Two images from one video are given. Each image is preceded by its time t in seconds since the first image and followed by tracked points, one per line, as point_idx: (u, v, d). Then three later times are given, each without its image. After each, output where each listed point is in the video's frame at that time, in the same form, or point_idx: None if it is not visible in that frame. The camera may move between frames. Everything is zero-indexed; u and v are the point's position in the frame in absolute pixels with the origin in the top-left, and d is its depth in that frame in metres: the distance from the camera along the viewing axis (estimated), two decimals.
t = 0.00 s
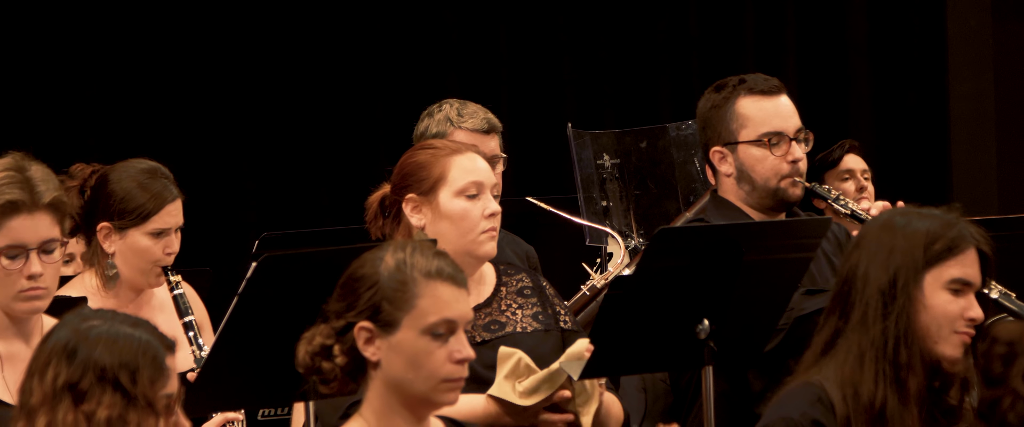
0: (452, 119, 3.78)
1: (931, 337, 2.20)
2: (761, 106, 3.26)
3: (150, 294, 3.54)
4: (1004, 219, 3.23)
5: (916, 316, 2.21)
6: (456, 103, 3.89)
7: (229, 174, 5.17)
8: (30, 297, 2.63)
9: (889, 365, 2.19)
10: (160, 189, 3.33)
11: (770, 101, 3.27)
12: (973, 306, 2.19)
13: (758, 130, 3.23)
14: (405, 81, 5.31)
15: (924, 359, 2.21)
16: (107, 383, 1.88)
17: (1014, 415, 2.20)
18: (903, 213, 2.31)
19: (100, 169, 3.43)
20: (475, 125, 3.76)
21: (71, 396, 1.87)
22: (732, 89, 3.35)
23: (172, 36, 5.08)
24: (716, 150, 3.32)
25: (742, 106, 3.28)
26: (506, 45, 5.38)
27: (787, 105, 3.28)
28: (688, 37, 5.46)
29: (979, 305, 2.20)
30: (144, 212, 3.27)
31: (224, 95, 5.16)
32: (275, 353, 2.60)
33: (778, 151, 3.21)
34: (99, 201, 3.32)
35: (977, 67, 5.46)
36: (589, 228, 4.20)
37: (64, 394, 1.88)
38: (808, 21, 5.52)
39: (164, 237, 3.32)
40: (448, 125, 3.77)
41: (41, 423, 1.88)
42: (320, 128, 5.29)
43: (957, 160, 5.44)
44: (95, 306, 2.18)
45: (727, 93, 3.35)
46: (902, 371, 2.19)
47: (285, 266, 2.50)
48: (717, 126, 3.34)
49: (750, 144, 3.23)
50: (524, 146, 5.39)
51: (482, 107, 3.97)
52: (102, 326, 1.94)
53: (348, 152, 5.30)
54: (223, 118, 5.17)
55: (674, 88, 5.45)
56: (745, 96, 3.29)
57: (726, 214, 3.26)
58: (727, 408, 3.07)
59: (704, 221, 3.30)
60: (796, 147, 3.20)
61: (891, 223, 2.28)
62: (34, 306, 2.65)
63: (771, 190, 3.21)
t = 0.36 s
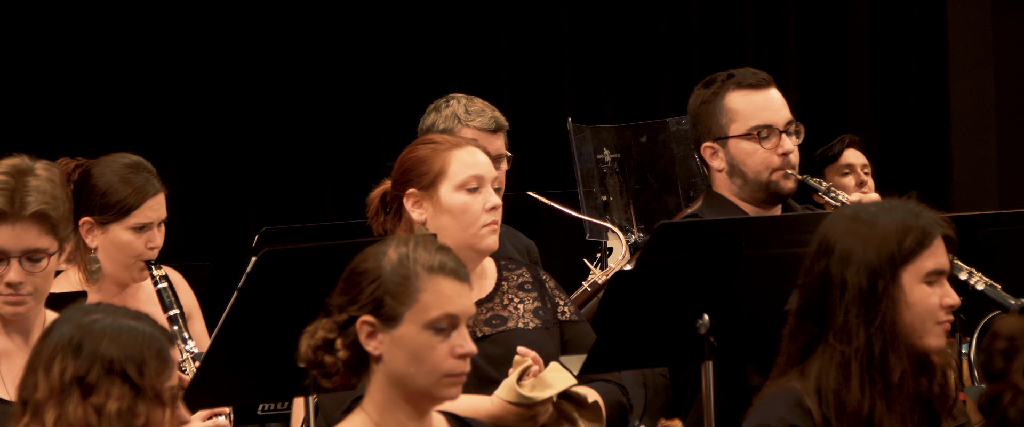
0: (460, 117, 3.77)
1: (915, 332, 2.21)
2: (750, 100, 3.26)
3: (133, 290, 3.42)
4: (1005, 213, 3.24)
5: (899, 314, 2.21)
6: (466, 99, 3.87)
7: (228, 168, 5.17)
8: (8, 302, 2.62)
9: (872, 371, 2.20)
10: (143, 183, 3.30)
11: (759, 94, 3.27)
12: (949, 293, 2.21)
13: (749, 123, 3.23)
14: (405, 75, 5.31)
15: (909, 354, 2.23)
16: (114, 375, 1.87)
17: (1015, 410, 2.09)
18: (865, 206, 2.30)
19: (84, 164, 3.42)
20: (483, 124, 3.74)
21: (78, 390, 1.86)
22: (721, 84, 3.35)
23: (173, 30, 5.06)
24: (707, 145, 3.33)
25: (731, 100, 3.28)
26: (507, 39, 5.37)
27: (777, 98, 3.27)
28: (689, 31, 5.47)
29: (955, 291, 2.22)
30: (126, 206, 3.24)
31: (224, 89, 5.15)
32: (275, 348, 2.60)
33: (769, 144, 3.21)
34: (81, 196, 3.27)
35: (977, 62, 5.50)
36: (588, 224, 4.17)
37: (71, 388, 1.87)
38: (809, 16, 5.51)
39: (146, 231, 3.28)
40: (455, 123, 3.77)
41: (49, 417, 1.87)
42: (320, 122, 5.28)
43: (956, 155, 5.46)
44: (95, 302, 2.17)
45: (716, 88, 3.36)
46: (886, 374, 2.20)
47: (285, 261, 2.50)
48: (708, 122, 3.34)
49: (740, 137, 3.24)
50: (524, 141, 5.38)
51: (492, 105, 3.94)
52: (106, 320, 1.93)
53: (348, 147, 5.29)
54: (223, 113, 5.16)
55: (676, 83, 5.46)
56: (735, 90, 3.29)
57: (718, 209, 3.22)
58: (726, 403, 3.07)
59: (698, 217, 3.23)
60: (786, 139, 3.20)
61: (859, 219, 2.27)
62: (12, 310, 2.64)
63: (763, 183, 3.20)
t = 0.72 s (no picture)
0: (481, 112, 3.75)
1: (918, 333, 2.20)
2: (742, 100, 3.25)
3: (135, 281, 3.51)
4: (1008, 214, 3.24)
5: (897, 315, 2.21)
6: (485, 97, 3.85)
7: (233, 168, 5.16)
8: (6, 306, 2.63)
9: (869, 372, 2.19)
10: (137, 175, 3.35)
11: (751, 94, 3.26)
12: (953, 293, 2.20)
13: (741, 123, 3.22)
14: (409, 75, 5.31)
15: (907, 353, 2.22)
16: (118, 375, 1.87)
17: (1018, 411, 2.08)
18: (873, 203, 2.30)
19: (78, 158, 3.45)
20: (506, 122, 3.75)
21: (82, 390, 1.87)
22: (713, 85, 3.35)
23: (176, 28, 5.05)
24: (702, 147, 3.33)
25: (723, 102, 3.28)
26: (513, 37, 5.38)
27: (770, 97, 3.26)
28: (693, 30, 5.48)
29: (958, 291, 2.21)
30: (120, 199, 3.28)
31: (228, 87, 5.15)
32: (278, 347, 2.60)
33: (761, 143, 3.19)
34: (75, 188, 3.32)
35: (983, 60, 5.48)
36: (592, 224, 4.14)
37: (76, 388, 1.87)
38: (813, 15, 5.51)
39: (140, 223, 3.33)
40: (477, 118, 3.74)
41: (52, 417, 1.87)
42: (324, 121, 5.28)
43: (960, 155, 5.46)
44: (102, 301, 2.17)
45: (708, 90, 3.36)
46: (883, 376, 2.19)
47: (288, 261, 2.49)
48: (701, 123, 3.34)
49: (733, 137, 3.23)
50: (528, 141, 5.38)
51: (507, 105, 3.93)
52: (111, 320, 1.93)
53: (352, 146, 5.30)
54: (227, 110, 5.16)
55: (678, 82, 5.48)
56: (726, 91, 3.29)
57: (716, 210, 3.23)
58: (729, 404, 3.06)
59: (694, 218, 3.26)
60: (778, 137, 3.18)
61: (863, 216, 2.27)
62: (14, 312, 2.65)
63: (757, 183, 3.19)
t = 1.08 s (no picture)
0: (491, 106, 3.75)
1: (933, 323, 2.19)
2: (737, 100, 3.24)
3: (141, 271, 3.51)
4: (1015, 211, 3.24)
5: (914, 305, 2.21)
6: (493, 91, 3.85)
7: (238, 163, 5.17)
8: (37, 289, 2.60)
9: (886, 359, 2.19)
10: (141, 161, 3.39)
11: (746, 94, 3.25)
12: (972, 285, 2.18)
13: (737, 125, 3.22)
14: (415, 71, 5.32)
15: (924, 344, 2.22)
16: (129, 366, 1.88)
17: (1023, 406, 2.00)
18: (897, 193, 2.30)
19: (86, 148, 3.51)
20: (515, 116, 3.75)
21: (93, 382, 1.87)
22: (706, 87, 3.34)
23: (181, 24, 5.06)
24: (700, 149, 3.31)
25: (718, 103, 3.27)
26: (518, 33, 5.38)
27: (766, 96, 3.26)
28: (699, 27, 5.47)
29: (977, 283, 2.19)
30: (122, 185, 3.33)
31: (234, 83, 5.16)
32: (285, 342, 2.60)
33: (758, 144, 3.19)
34: (83, 175, 3.38)
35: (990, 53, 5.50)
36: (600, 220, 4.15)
37: (87, 380, 1.87)
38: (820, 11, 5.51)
39: (144, 210, 3.37)
40: (486, 111, 3.74)
41: (66, 411, 1.88)
42: (330, 116, 5.29)
43: (966, 151, 5.44)
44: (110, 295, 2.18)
45: (701, 92, 3.35)
46: (900, 364, 2.20)
47: (294, 256, 2.50)
48: (697, 124, 3.34)
49: (729, 140, 3.23)
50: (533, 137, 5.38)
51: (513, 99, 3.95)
52: (118, 312, 1.94)
53: (358, 142, 5.30)
54: (234, 105, 5.17)
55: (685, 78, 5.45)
56: (719, 93, 3.28)
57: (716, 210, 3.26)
58: (736, 399, 3.06)
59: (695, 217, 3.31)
60: (775, 137, 3.18)
61: (885, 206, 2.27)
62: (39, 299, 2.61)
63: (756, 183, 3.20)
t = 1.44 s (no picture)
0: (495, 105, 3.76)
1: (935, 322, 2.19)
2: (744, 96, 3.24)
3: (154, 269, 3.49)
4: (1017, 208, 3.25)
5: (917, 302, 2.20)
6: (497, 90, 3.85)
7: (241, 161, 5.17)
8: (53, 277, 2.61)
9: (888, 354, 2.19)
10: (155, 156, 3.40)
11: (753, 89, 3.25)
12: (974, 285, 2.18)
13: (746, 119, 3.21)
14: (419, 69, 5.33)
15: (926, 344, 2.22)
16: (140, 363, 1.88)
17: None
18: (900, 192, 2.30)
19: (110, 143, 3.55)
20: (519, 115, 3.76)
21: (103, 377, 1.87)
22: (713, 83, 3.33)
23: (184, 21, 5.06)
24: (707, 146, 3.31)
25: (725, 99, 3.27)
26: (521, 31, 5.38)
27: (773, 92, 3.26)
28: (703, 24, 5.46)
29: (980, 282, 2.19)
30: (133, 176, 3.35)
31: (236, 80, 5.16)
32: (289, 341, 2.60)
33: (766, 138, 3.19)
34: (100, 167, 3.42)
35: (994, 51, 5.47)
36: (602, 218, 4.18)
37: (97, 375, 1.87)
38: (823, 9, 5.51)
39: (154, 204, 3.37)
40: (490, 111, 3.74)
41: (73, 404, 1.88)
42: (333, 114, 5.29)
43: (970, 147, 5.43)
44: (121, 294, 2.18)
45: (708, 88, 3.34)
46: (902, 359, 2.20)
47: (298, 254, 2.50)
48: (705, 121, 3.33)
49: (738, 135, 3.22)
50: (536, 135, 5.38)
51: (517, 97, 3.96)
52: (132, 310, 1.94)
53: (360, 140, 5.29)
54: (235, 102, 5.16)
55: (689, 75, 5.45)
56: (726, 89, 3.28)
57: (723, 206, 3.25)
58: (740, 397, 3.07)
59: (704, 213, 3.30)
60: (783, 131, 3.18)
61: (889, 204, 2.26)
62: (53, 288, 2.62)
63: (765, 178, 3.20)
